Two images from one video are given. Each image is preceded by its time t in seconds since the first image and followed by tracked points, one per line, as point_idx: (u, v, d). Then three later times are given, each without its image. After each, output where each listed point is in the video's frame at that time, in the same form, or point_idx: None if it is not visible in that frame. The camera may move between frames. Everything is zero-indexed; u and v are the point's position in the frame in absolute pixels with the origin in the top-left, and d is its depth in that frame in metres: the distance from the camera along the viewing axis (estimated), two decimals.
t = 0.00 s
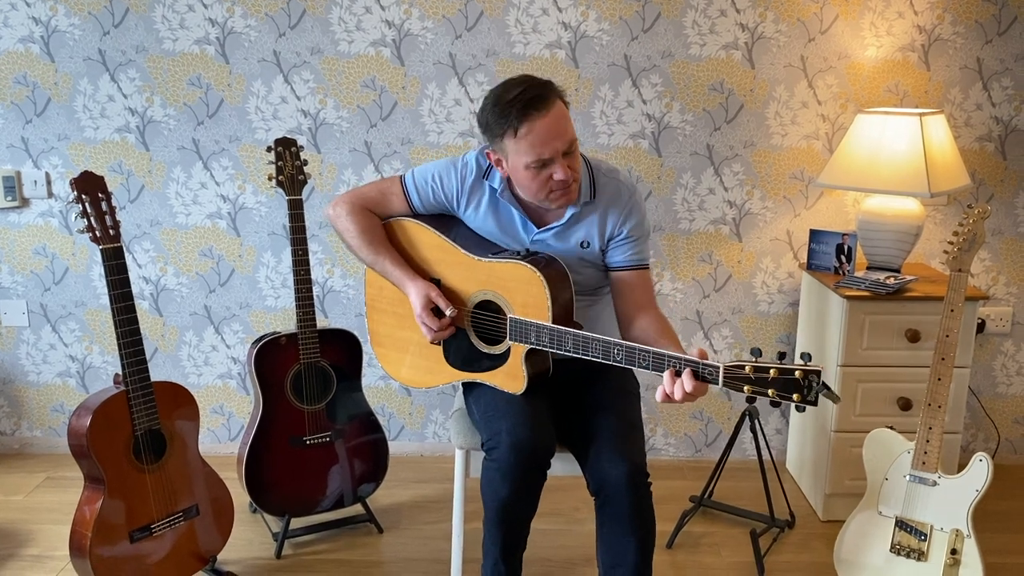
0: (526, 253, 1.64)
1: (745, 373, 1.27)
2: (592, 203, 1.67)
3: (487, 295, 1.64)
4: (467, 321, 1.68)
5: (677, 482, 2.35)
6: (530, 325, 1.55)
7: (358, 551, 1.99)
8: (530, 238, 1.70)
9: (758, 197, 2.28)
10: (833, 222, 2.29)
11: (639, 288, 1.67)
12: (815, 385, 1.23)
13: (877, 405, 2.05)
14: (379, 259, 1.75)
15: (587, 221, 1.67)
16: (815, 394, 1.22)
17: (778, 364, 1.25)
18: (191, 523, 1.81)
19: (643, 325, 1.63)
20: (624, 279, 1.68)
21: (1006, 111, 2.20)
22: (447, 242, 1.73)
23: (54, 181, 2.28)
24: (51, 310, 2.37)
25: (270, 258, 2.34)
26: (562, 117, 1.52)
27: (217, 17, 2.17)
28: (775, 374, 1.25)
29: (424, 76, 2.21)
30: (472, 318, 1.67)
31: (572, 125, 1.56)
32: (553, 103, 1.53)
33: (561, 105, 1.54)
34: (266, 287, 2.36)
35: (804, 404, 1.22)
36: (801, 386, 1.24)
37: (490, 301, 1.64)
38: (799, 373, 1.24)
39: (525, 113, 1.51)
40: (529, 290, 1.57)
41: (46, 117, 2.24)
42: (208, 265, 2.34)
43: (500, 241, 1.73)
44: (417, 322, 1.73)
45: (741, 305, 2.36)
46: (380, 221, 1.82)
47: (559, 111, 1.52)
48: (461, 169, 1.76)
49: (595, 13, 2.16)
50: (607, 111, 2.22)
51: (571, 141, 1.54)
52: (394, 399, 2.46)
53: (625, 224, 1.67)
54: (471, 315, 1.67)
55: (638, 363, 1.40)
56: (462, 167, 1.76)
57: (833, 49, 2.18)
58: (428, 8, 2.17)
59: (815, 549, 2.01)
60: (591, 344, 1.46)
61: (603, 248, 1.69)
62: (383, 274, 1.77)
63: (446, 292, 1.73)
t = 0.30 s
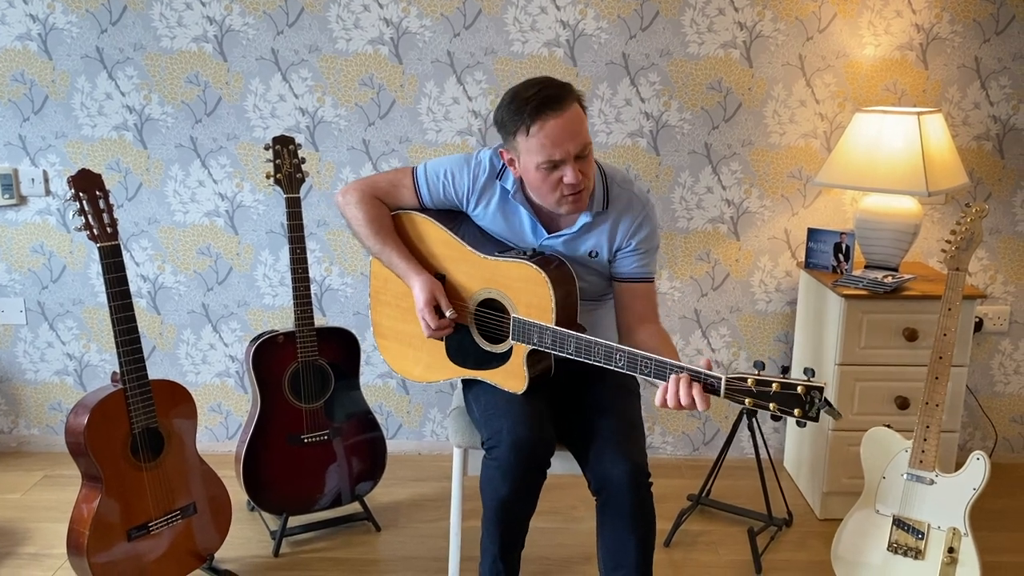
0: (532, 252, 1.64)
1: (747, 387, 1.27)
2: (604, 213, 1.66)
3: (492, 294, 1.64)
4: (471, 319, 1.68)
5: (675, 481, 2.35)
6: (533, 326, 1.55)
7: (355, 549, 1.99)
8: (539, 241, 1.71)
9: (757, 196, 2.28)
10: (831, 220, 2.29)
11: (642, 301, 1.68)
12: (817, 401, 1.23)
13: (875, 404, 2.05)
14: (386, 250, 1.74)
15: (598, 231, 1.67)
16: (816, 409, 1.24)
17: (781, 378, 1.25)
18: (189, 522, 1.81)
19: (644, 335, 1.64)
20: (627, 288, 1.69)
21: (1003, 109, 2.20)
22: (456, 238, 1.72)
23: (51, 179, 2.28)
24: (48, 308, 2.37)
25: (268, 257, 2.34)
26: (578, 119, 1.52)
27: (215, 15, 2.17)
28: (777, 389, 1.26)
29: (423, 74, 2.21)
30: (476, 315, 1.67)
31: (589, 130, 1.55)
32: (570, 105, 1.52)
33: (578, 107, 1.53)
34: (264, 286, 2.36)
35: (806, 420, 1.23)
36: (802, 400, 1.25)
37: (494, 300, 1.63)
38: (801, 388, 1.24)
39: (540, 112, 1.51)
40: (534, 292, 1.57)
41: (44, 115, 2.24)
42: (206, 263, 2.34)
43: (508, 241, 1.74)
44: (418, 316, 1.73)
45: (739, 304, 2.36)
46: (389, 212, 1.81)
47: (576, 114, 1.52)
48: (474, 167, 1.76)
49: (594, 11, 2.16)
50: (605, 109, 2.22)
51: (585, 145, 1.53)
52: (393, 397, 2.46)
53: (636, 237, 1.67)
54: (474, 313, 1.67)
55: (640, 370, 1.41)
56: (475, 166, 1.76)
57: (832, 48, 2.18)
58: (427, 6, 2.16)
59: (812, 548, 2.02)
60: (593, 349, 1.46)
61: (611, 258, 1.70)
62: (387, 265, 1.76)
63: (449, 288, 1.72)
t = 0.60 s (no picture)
0: (536, 252, 1.64)
1: (748, 395, 1.28)
2: (614, 204, 1.67)
3: (495, 292, 1.63)
4: (473, 316, 1.67)
5: (673, 479, 2.35)
6: (535, 326, 1.55)
7: (354, 548, 2.00)
8: (548, 231, 1.70)
9: (755, 195, 2.28)
10: (830, 219, 2.29)
11: (645, 299, 1.68)
12: (818, 412, 1.23)
13: (872, 404, 2.05)
14: (389, 246, 1.74)
15: (607, 223, 1.67)
16: (817, 420, 1.23)
17: (782, 388, 1.26)
18: (187, 520, 1.81)
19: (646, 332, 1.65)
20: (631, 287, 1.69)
21: (1002, 109, 2.21)
22: (461, 235, 1.72)
23: (49, 177, 2.28)
24: (46, 306, 2.37)
25: (266, 255, 2.33)
26: (578, 77, 1.58)
27: (214, 13, 2.17)
28: (778, 398, 1.26)
29: (421, 72, 2.21)
30: (477, 314, 1.67)
31: (591, 94, 1.60)
32: (572, 65, 1.59)
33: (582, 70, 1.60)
34: (262, 284, 2.36)
35: (806, 430, 1.22)
36: (803, 411, 1.25)
37: (498, 298, 1.63)
38: (802, 399, 1.24)
39: (541, 69, 1.59)
40: (537, 291, 1.57)
41: (42, 113, 2.24)
42: (204, 261, 2.34)
43: (516, 234, 1.74)
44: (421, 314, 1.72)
45: (737, 303, 2.36)
46: (395, 207, 1.80)
47: (577, 73, 1.58)
48: (482, 161, 1.76)
49: (592, 10, 2.16)
50: (603, 108, 2.22)
51: (585, 105, 1.58)
52: (391, 396, 2.46)
53: (644, 230, 1.68)
54: (477, 311, 1.67)
55: (641, 374, 1.40)
56: (484, 159, 1.76)
57: (831, 47, 2.18)
58: (425, 4, 2.16)
59: (810, 546, 2.02)
60: (594, 351, 1.46)
61: (619, 253, 1.70)
62: (391, 262, 1.75)
63: (452, 286, 1.72)
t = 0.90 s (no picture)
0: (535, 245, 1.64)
1: (748, 372, 1.26)
2: (610, 187, 1.69)
3: (496, 284, 1.63)
4: (473, 310, 1.66)
5: (672, 479, 2.35)
6: (534, 316, 1.55)
7: (352, 546, 2.00)
8: (547, 218, 1.70)
9: (754, 194, 2.28)
10: (828, 219, 2.29)
11: (649, 278, 1.67)
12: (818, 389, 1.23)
13: (871, 403, 2.05)
14: (390, 244, 1.74)
15: (604, 206, 1.69)
16: (816, 397, 1.23)
17: (781, 364, 1.25)
18: (186, 519, 1.81)
19: (651, 313, 1.63)
20: (634, 270, 1.68)
21: (1000, 109, 2.21)
22: (460, 229, 1.71)
23: (48, 176, 2.28)
24: (45, 305, 2.37)
25: (265, 254, 2.33)
26: (565, 57, 1.62)
27: (213, 12, 2.17)
28: (777, 375, 1.25)
29: (420, 71, 2.20)
30: (477, 307, 1.66)
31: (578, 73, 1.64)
32: (558, 45, 1.63)
33: (568, 52, 1.64)
34: (261, 283, 2.35)
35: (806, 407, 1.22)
36: (802, 388, 1.24)
37: (499, 291, 1.63)
38: (801, 374, 1.23)
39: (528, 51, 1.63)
40: (536, 282, 1.57)
41: (40, 111, 2.23)
42: (203, 260, 2.34)
43: (516, 225, 1.73)
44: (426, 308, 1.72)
45: (736, 302, 2.36)
46: (394, 207, 1.81)
47: (563, 53, 1.62)
48: (478, 155, 1.77)
49: (592, 9, 2.16)
50: (603, 107, 2.22)
51: (572, 84, 1.62)
52: (389, 394, 2.46)
53: (641, 211, 1.69)
54: (478, 304, 1.66)
55: (642, 358, 1.40)
56: (479, 153, 1.77)
57: (829, 46, 2.18)
58: (425, 3, 2.16)
59: (809, 545, 2.02)
60: (594, 338, 1.46)
61: (617, 237, 1.71)
62: (392, 260, 1.75)
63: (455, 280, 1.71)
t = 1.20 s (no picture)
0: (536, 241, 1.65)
1: (753, 348, 1.28)
2: (598, 161, 1.70)
3: (497, 279, 1.64)
4: (473, 307, 1.68)
5: (671, 478, 2.35)
6: (536, 307, 1.55)
7: (352, 546, 2.00)
8: (540, 199, 1.70)
9: (753, 194, 2.28)
10: (827, 219, 2.30)
11: (643, 254, 1.66)
12: (822, 360, 1.25)
13: (869, 403, 2.05)
14: (387, 249, 1.74)
15: (595, 179, 1.69)
16: (821, 368, 1.25)
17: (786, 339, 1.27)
18: (185, 518, 1.81)
19: (647, 290, 1.62)
20: (629, 245, 1.67)
21: (999, 109, 2.21)
22: (458, 226, 1.72)
23: (46, 175, 2.27)
24: (44, 305, 2.37)
25: (264, 253, 2.33)
26: (499, 47, 1.65)
27: (212, 11, 2.17)
28: (782, 349, 1.27)
29: (420, 71, 2.20)
30: (478, 304, 1.67)
31: (520, 57, 1.65)
32: (495, 37, 1.67)
33: (504, 41, 1.66)
34: (260, 282, 2.35)
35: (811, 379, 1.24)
36: (807, 360, 1.27)
37: (500, 285, 1.64)
38: (806, 348, 1.26)
39: (469, 53, 1.69)
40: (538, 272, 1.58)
41: (39, 110, 2.23)
42: (202, 259, 2.34)
43: (511, 212, 1.73)
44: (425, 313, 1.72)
45: (735, 302, 2.36)
46: (391, 212, 1.82)
47: (499, 44, 1.65)
48: (467, 151, 1.79)
49: (591, 9, 2.16)
50: (602, 107, 2.22)
51: (508, 72, 1.64)
52: (389, 394, 2.46)
53: (632, 183, 1.69)
54: (478, 300, 1.67)
55: (647, 342, 1.40)
56: (468, 150, 1.79)
57: (829, 46, 2.18)
58: (424, 3, 2.16)
59: (808, 545, 2.02)
60: (598, 324, 1.47)
61: (611, 212, 1.70)
62: (390, 266, 1.75)
63: (453, 281, 1.71)
